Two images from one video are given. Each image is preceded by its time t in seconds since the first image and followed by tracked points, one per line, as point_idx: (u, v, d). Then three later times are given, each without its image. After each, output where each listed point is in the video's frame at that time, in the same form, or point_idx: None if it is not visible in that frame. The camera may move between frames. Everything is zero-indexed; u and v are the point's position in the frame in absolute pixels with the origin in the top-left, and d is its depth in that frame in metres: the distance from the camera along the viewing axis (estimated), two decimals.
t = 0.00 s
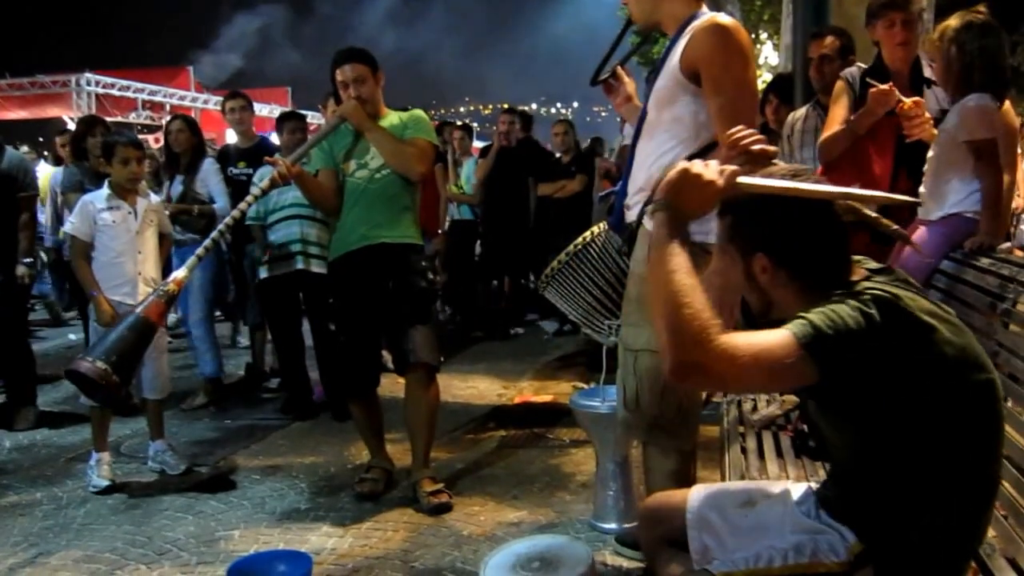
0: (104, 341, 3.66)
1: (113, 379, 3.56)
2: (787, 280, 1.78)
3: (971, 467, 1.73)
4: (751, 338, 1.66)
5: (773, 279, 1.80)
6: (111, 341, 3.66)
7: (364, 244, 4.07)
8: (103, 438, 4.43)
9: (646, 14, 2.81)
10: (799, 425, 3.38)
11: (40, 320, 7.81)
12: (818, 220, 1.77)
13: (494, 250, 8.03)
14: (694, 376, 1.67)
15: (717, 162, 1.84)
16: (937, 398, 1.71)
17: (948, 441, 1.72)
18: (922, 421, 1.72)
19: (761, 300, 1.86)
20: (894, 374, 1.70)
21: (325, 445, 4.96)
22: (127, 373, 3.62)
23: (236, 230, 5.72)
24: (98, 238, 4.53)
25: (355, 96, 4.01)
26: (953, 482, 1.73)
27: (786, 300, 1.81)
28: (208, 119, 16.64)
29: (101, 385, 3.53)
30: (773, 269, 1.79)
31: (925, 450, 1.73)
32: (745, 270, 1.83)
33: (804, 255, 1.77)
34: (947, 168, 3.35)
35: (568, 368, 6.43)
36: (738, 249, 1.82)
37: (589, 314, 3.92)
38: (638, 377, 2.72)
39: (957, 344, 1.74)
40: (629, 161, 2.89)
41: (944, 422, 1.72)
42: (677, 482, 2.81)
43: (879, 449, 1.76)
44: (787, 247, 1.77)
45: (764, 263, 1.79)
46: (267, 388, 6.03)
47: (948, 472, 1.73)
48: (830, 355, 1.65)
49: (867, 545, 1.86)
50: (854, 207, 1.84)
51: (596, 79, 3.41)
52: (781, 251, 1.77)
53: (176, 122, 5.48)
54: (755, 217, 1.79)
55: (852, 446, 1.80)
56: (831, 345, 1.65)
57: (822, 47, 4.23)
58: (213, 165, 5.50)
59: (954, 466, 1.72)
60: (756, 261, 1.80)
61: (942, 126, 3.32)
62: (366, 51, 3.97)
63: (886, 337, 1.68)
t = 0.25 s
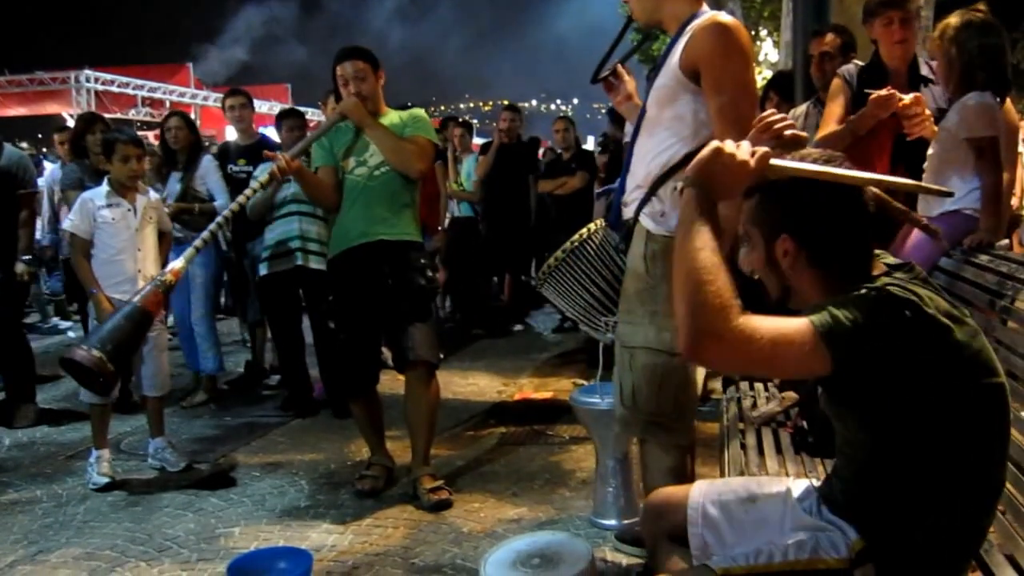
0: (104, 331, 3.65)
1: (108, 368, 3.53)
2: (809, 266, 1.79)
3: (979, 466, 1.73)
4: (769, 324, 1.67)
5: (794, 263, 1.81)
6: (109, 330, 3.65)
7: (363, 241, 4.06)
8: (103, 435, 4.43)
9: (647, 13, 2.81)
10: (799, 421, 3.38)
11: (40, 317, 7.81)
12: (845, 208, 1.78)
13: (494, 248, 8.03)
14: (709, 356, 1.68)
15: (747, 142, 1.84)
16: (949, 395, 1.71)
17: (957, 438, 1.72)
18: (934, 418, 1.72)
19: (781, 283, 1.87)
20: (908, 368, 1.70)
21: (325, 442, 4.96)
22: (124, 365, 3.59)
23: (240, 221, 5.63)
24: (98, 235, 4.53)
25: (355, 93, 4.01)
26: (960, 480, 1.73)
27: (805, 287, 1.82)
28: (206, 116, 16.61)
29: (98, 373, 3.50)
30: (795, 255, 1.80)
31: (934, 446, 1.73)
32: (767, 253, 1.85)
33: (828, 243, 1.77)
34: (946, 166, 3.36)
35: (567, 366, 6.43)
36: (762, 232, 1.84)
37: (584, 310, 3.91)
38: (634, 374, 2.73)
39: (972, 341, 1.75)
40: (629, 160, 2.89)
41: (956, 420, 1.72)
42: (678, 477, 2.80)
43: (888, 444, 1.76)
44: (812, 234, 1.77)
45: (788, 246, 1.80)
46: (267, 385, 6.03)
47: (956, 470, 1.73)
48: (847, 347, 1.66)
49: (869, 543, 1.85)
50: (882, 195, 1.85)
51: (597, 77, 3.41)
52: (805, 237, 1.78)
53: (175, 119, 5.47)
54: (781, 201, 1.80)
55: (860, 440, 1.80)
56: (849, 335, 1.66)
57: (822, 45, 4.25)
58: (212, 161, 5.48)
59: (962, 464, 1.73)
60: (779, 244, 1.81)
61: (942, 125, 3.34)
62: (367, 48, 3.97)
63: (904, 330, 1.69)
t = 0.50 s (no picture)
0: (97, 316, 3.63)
1: (102, 354, 3.52)
2: (820, 254, 1.79)
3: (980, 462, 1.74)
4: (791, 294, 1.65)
5: (804, 250, 1.81)
6: (103, 316, 3.63)
7: (362, 238, 4.06)
8: (103, 432, 4.43)
9: (647, 12, 2.81)
10: (799, 417, 3.38)
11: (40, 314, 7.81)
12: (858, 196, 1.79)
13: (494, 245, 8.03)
14: (730, 318, 1.62)
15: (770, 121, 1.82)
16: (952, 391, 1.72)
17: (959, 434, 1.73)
18: (936, 413, 1.72)
19: (788, 271, 1.87)
20: (911, 362, 1.71)
21: (324, 439, 4.96)
22: (115, 347, 3.57)
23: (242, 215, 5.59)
24: (98, 232, 4.52)
25: (355, 90, 4.00)
26: (960, 475, 1.74)
27: (814, 275, 1.82)
28: (205, 113, 16.58)
29: (91, 360, 3.49)
30: (805, 241, 1.80)
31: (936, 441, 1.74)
32: (778, 239, 1.85)
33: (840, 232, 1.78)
34: (946, 163, 3.36)
35: (567, 363, 6.43)
36: (774, 216, 1.83)
37: (578, 307, 3.89)
38: (628, 371, 2.73)
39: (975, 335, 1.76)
40: (628, 158, 2.88)
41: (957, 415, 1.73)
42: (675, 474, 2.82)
43: (891, 438, 1.76)
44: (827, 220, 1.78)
45: (798, 233, 1.80)
46: (266, 382, 6.03)
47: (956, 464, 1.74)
48: (856, 335, 1.66)
49: (869, 539, 1.85)
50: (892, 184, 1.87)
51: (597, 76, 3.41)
52: (818, 222, 1.78)
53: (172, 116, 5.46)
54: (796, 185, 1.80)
55: (863, 433, 1.80)
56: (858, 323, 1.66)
57: (822, 42, 4.26)
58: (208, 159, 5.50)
59: (964, 459, 1.73)
60: (790, 230, 1.81)
61: (941, 123, 3.33)
62: (367, 45, 3.97)
63: (911, 322, 1.69)
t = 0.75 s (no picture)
0: (95, 308, 3.62)
1: (99, 345, 3.51)
2: (819, 246, 1.80)
3: (979, 457, 1.74)
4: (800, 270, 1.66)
5: (801, 244, 1.81)
6: (101, 308, 3.62)
7: (359, 233, 4.07)
8: (103, 430, 4.43)
9: (648, 9, 2.82)
10: (799, 414, 3.38)
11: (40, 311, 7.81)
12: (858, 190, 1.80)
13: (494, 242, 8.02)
14: (742, 282, 1.64)
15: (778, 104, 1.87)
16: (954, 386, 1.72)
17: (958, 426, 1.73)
18: (937, 407, 1.72)
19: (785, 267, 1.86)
20: (911, 355, 1.71)
21: (325, 436, 4.96)
22: (112, 339, 3.56)
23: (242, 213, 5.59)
24: (98, 230, 4.51)
25: (355, 86, 4.00)
26: (959, 469, 1.74)
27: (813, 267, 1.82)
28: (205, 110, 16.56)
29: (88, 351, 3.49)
30: (801, 238, 1.81)
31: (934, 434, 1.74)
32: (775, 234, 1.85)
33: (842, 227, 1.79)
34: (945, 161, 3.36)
35: (567, 360, 6.43)
36: (773, 209, 1.82)
37: (576, 304, 3.89)
38: (625, 368, 2.73)
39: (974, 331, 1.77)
40: (627, 156, 2.87)
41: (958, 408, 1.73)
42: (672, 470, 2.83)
43: (890, 430, 1.75)
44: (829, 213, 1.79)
45: (794, 228, 1.81)
46: (266, 379, 6.03)
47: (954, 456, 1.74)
48: (860, 322, 1.66)
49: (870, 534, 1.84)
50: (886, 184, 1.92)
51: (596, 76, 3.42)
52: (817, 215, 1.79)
53: (170, 114, 5.45)
54: (795, 174, 1.80)
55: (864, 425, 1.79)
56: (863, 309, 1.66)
57: (822, 38, 4.25)
58: (206, 158, 5.54)
59: (964, 452, 1.73)
60: (785, 226, 1.82)
61: (941, 120, 3.33)
62: (368, 42, 3.97)
63: (913, 314, 1.70)
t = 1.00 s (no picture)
0: (95, 304, 3.63)
1: (102, 342, 3.51)
2: (787, 251, 1.82)
3: (961, 451, 1.74)
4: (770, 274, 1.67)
5: (771, 250, 1.83)
6: (102, 304, 3.62)
7: (360, 228, 4.07)
8: (103, 427, 4.42)
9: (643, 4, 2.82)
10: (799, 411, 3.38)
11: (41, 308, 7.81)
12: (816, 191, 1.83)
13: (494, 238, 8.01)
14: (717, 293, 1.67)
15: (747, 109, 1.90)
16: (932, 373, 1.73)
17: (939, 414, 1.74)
18: (917, 399, 1.73)
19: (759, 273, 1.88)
20: (888, 349, 1.71)
21: (324, 432, 4.96)
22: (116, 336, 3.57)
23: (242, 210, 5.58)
24: (97, 227, 4.51)
25: (355, 81, 3.99)
26: (942, 464, 1.74)
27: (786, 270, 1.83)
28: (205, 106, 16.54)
29: (91, 347, 3.49)
30: (770, 245, 1.83)
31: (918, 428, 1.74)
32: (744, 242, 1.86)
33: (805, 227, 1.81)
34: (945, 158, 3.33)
35: (567, 356, 6.43)
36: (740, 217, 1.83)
37: (574, 301, 3.88)
38: (625, 368, 2.72)
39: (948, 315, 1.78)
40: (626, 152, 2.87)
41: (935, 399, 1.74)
42: (671, 467, 2.83)
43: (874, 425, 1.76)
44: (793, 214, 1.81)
45: (761, 237, 1.82)
46: (266, 375, 6.02)
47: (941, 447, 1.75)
48: (835, 320, 1.67)
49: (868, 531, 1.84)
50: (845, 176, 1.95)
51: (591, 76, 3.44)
52: (782, 223, 1.81)
53: (168, 112, 5.44)
54: (759, 181, 1.81)
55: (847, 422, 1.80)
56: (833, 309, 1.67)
57: (822, 35, 4.24)
58: (203, 154, 5.45)
59: (949, 442, 1.74)
60: (753, 235, 1.83)
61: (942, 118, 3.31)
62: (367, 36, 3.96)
63: (887, 309, 1.70)
